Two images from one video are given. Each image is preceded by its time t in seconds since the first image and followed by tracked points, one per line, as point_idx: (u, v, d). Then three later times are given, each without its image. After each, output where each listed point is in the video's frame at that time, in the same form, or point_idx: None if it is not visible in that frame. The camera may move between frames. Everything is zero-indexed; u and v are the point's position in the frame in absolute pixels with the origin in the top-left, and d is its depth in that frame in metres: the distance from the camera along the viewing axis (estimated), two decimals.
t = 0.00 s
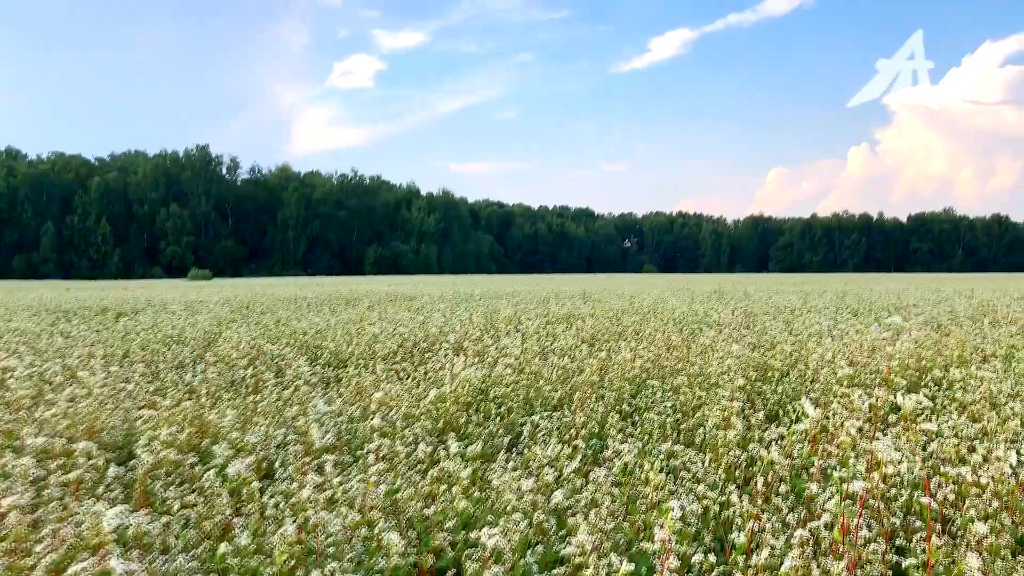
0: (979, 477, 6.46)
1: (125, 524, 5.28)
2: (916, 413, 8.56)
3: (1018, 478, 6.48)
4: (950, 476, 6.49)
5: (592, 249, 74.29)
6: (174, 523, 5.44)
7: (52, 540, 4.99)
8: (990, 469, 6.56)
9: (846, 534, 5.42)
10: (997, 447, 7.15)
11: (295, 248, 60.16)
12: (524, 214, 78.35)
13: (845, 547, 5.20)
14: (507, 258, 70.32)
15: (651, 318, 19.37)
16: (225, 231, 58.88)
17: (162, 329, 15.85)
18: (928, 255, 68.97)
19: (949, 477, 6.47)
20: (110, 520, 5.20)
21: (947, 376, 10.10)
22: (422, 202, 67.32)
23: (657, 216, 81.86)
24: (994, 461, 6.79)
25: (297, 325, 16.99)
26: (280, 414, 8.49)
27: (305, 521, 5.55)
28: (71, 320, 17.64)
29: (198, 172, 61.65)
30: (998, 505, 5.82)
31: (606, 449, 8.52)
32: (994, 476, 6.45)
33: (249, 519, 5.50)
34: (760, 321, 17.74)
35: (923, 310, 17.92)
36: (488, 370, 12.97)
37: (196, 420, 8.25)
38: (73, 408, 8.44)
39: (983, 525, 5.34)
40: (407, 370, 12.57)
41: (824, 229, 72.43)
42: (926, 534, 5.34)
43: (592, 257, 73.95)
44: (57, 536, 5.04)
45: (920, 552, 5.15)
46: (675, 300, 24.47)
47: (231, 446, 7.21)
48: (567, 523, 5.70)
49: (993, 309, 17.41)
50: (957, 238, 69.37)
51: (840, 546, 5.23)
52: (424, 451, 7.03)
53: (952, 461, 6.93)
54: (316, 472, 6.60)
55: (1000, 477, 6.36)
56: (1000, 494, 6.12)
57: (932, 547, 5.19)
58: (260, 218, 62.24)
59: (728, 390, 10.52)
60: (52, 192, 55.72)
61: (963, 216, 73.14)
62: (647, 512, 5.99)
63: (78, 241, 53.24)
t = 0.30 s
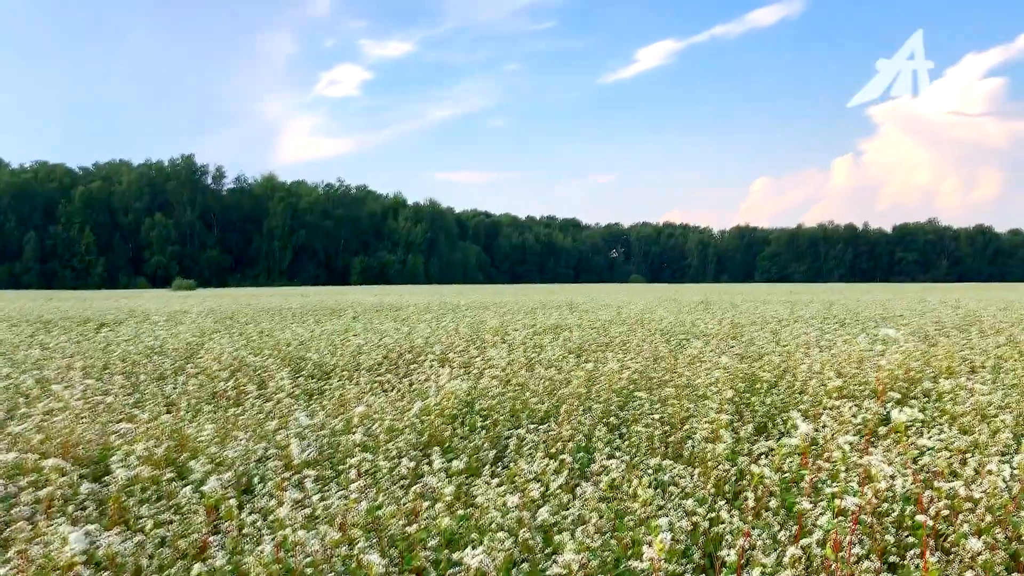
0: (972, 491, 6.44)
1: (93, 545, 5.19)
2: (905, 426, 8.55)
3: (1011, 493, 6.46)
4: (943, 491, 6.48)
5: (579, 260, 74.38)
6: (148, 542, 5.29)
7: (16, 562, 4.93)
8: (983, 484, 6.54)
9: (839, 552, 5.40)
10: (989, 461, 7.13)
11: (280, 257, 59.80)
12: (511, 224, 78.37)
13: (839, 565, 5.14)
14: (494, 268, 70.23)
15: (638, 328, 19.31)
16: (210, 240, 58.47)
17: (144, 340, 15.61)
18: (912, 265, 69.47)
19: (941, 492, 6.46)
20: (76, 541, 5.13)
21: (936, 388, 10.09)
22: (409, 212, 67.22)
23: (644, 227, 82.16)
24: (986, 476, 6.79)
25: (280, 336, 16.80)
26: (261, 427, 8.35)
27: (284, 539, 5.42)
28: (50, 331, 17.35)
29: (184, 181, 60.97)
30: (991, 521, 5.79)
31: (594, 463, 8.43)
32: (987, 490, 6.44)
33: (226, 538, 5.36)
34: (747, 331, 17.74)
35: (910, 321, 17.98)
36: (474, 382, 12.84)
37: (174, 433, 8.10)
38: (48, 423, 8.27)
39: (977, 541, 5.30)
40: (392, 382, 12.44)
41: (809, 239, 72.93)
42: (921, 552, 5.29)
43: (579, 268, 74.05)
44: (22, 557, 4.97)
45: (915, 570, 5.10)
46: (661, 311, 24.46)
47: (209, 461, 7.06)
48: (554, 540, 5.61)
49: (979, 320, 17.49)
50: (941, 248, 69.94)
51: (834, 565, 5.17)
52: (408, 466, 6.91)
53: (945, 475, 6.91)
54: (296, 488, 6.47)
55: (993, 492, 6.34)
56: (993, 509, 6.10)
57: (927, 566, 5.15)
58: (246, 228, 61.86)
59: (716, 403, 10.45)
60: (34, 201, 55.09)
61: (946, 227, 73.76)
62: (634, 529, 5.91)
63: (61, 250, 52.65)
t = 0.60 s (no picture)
0: (950, 497, 6.55)
1: (64, 558, 5.08)
2: (881, 431, 8.67)
3: (987, 498, 6.57)
4: (921, 498, 6.59)
5: (555, 264, 74.59)
6: (120, 554, 5.18)
7: None
8: (960, 490, 6.65)
9: (819, 560, 5.46)
10: (966, 467, 7.25)
11: (255, 261, 59.18)
12: (488, 228, 78.32)
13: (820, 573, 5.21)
14: (470, 272, 70.11)
15: (615, 333, 19.37)
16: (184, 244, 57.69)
17: (115, 346, 15.32)
18: (884, 270, 70.47)
19: (920, 499, 6.57)
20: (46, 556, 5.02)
21: (911, 393, 10.23)
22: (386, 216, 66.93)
23: (620, 232, 82.63)
24: (963, 481, 6.91)
25: (255, 341, 16.59)
26: (236, 435, 8.23)
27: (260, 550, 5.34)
28: (20, 336, 16.98)
29: (159, 185, 59.39)
30: (969, 527, 5.89)
31: (573, 470, 8.44)
32: (964, 496, 6.56)
33: (201, 548, 5.26)
34: (723, 336, 17.87)
35: (884, 325, 18.22)
36: (452, 387, 12.79)
37: (148, 441, 7.95)
38: (18, 432, 8.08)
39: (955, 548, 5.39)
40: (369, 388, 12.33)
41: (783, 244, 73.77)
42: (900, 559, 5.36)
43: (555, 272, 74.21)
44: None
45: None
46: (638, 315, 24.56)
47: (183, 470, 6.94)
48: (534, 548, 5.59)
49: (952, 324, 17.77)
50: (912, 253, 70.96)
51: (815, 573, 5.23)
52: (387, 474, 6.86)
53: (923, 481, 7.01)
54: (271, 497, 6.38)
55: (970, 498, 6.44)
56: (970, 515, 6.20)
57: (907, 573, 5.22)
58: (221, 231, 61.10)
59: (693, 408, 10.51)
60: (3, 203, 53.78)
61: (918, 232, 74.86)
62: (615, 537, 5.91)
63: (33, 254, 51.61)
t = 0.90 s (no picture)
0: (910, 499, 6.74)
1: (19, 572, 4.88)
2: (842, 434, 8.88)
3: (945, 498, 6.77)
4: (883, 500, 6.76)
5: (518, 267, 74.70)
6: (77, 565, 5.01)
7: None
8: (920, 493, 6.84)
9: (784, 562, 5.57)
10: (926, 469, 7.46)
11: (213, 263, 58.02)
12: (451, 231, 78.10)
13: None
14: (432, 275, 69.84)
15: (578, 336, 19.47)
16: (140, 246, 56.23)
17: (68, 350, 14.85)
18: (840, 273, 72.06)
19: (881, 501, 6.74)
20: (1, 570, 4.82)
21: (869, 395, 10.49)
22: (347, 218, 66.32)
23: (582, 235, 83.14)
24: (922, 483, 7.12)
25: (215, 345, 16.26)
26: (197, 440, 8.05)
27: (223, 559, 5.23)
28: None
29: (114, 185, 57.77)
30: (928, 528, 6.06)
31: (539, 474, 8.45)
32: (924, 498, 6.75)
33: (162, 558, 5.12)
34: (684, 339, 18.10)
35: (841, 328, 18.64)
36: (415, 392, 12.69)
37: (106, 447, 7.72)
38: None
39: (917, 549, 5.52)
40: (331, 393, 12.18)
41: (741, 247, 75.02)
42: (862, 561, 5.49)
43: (518, 275, 74.36)
44: None
45: None
46: (600, 318, 24.76)
47: (143, 477, 6.76)
48: (503, 554, 5.58)
49: (906, 327, 18.25)
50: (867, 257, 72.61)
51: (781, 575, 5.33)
52: (355, 481, 6.79)
53: (884, 483, 7.20)
54: (234, 505, 6.25)
55: (930, 500, 6.63)
56: (930, 515, 6.38)
57: (869, 574, 5.34)
58: (178, 233, 59.75)
59: (657, 412, 10.60)
60: None
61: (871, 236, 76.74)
62: (584, 541, 5.93)
63: None
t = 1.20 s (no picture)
0: (860, 501, 6.96)
1: None
2: (793, 437, 9.13)
3: (893, 500, 7.01)
4: (833, 502, 6.97)
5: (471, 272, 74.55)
6: None
7: None
8: (869, 495, 7.07)
9: (740, 564, 5.70)
10: (875, 471, 7.71)
11: (161, 267, 56.48)
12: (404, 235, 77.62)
13: None
14: (385, 279, 69.27)
15: (533, 341, 19.54)
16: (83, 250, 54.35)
17: (9, 357, 14.27)
18: (787, 276, 73.78)
19: (831, 503, 6.95)
20: None
21: (818, 399, 10.78)
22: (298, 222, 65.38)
23: (536, 240, 83.55)
24: (871, 485, 7.37)
25: (163, 352, 15.82)
26: (148, 449, 7.83)
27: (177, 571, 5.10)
28: None
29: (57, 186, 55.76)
30: (876, 529, 6.27)
31: (497, 480, 8.46)
32: (872, 500, 6.98)
33: (114, 570, 4.97)
34: (637, 343, 18.34)
35: (789, 332, 19.12)
36: (370, 398, 12.56)
37: (52, 457, 7.45)
38: None
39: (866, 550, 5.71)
40: (285, 400, 11.98)
41: (691, 252, 76.32)
42: (815, 562, 5.66)
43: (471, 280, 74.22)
44: None
45: None
46: (554, 323, 24.92)
47: (93, 487, 6.55)
48: (462, 560, 5.58)
49: (852, 331, 18.81)
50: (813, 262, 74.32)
51: None
52: (312, 489, 6.69)
53: (835, 486, 7.42)
54: (189, 514, 6.11)
55: (879, 502, 6.86)
56: (879, 517, 6.60)
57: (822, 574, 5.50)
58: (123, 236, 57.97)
59: (612, 417, 10.71)
60: None
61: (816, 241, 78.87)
62: (543, 547, 5.96)
63: None
